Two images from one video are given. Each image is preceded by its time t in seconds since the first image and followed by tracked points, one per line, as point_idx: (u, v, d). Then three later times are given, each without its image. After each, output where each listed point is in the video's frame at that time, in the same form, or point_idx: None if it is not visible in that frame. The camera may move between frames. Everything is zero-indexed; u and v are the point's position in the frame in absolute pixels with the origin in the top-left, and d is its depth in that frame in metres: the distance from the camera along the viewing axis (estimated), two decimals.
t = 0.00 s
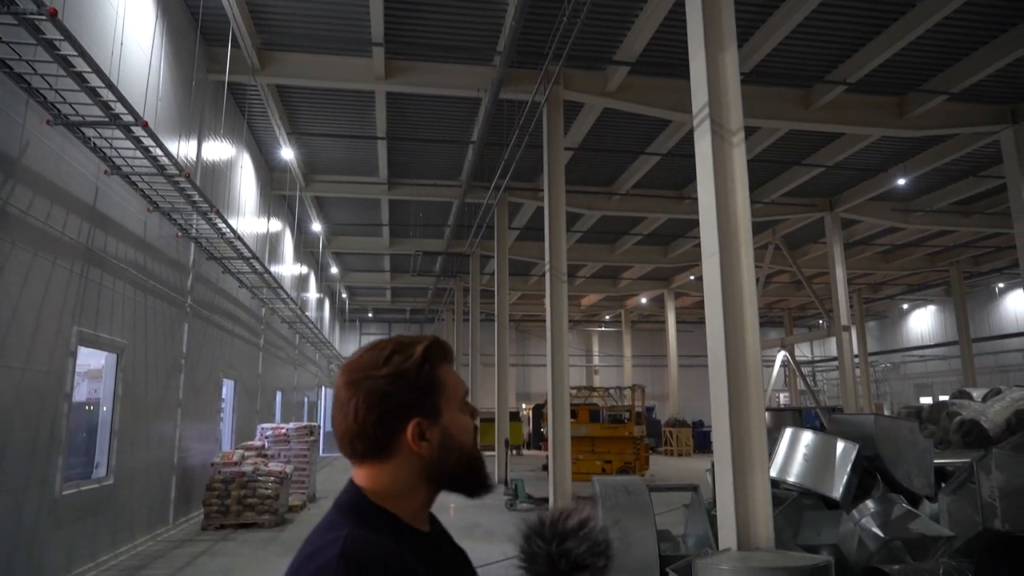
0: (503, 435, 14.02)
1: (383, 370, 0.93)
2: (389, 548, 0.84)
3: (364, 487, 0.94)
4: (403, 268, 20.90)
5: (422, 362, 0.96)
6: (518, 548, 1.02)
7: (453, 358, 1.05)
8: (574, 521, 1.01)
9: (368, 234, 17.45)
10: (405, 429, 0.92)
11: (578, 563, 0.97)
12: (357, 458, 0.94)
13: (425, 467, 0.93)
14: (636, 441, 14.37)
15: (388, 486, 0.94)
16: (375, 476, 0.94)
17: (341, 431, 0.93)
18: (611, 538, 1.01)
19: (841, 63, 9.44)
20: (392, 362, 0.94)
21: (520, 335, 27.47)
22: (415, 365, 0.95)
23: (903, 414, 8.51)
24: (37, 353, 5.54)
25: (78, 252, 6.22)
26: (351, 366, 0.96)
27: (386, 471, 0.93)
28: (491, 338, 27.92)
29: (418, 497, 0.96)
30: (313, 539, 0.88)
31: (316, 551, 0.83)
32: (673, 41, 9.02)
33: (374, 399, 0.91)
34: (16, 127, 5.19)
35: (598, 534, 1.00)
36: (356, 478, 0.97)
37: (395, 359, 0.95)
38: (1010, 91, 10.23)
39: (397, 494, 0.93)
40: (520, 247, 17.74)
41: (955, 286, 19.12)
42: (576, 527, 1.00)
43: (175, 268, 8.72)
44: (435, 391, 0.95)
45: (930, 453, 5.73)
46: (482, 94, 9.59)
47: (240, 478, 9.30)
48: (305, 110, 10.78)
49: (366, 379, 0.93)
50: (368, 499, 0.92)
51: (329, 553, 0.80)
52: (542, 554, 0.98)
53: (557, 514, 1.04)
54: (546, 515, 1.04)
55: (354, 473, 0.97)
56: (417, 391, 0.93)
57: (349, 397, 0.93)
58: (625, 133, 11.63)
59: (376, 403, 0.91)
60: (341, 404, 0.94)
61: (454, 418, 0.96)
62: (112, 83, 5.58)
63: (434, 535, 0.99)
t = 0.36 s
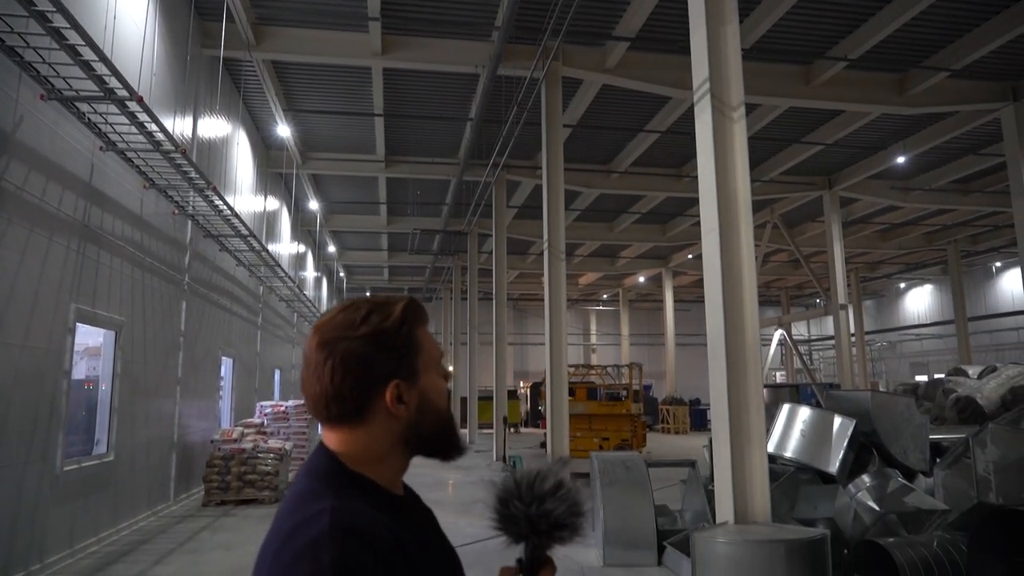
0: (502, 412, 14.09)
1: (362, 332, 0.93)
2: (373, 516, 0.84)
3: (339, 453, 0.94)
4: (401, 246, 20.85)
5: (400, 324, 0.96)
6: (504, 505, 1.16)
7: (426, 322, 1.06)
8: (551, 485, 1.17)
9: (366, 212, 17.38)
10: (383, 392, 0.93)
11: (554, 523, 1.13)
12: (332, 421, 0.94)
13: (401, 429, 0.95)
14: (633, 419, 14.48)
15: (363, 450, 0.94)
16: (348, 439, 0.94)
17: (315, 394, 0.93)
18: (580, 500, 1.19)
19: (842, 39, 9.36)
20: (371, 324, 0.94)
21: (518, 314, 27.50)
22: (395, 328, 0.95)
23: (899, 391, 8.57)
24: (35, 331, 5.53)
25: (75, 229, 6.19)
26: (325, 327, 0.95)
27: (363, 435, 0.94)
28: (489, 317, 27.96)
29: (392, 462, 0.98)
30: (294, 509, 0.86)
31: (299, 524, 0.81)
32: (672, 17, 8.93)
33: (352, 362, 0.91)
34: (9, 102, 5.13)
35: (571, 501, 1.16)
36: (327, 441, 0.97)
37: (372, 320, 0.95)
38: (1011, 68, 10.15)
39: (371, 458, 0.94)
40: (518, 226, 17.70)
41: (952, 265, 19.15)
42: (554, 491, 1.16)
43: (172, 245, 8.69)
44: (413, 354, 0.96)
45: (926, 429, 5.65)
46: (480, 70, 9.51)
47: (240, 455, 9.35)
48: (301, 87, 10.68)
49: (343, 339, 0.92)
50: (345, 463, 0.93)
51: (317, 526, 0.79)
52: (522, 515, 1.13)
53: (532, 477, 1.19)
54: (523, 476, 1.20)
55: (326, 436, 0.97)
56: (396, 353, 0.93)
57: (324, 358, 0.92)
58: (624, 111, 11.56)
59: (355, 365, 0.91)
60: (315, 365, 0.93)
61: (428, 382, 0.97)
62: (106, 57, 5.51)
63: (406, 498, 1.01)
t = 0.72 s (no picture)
0: (502, 391, 14.16)
1: (334, 305, 0.94)
2: (350, 482, 0.84)
3: (319, 424, 0.96)
4: (400, 226, 20.81)
5: (372, 296, 0.97)
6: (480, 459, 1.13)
7: (407, 293, 1.06)
8: (525, 441, 1.11)
9: (365, 191, 17.32)
10: (356, 363, 0.93)
11: (533, 476, 1.08)
12: (311, 393, 0.95)
13: (378, 399, 0.95)
14: (633, 397, 14.56)
15: (343, 420, 0.95)
16: (328, 410, 0.96)
17: (293, 368, 0.94)
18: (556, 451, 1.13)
19: (845, 15, 9.27)
20: (344, 298, 0.95)
21: (517, 294, 27.52)
22: (368, 300, 0.96)
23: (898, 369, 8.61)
24: (36, 309, 5.53)
25: (74, 207, 6.16)
26: (301, 302, 0.97)
27: (341, 404, 0.95)
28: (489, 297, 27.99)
29: (374, 431, 0.98)
30: (271, 478, 0.88)
31: (276, 490, 0.83)
32: None
33: (325, 333, 0.92)
34: (5, 78, 5.07)
35: (548, 453, 1.11)
36: (311, 412, 0.98)
37: (344, 293, 0.96)
38: (1015, 45, 10.07)
39: (352, 428, 0.95)
40: (517, 205, 17.66)
41: (952, 244, 19.14)
42: (528, 446, 1.11)
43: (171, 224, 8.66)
44: (386, 324, 0.96)
45: (924, 406, 5.74)
46: (479, 47, 9.42)
47: (241, 433, 9.39)
48: (299, 65, 10.60)
49: (316, 314, 0.94)
50: (324, 433, 0.94)
51: (289, 491, 0.79)
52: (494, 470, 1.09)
53: (509, 434, 1.13)
54: (497, 434, 1.15)
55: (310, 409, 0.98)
56: (369, 324, 0.94)
57: (299, 332, 0.94)
58: (624, 89, 11.48)
59: (327, 337, 0.92)
60: (292, 339, 0.95)
61: (404, 351, 0.97)
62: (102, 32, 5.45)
63: (391, 464, 1.02)
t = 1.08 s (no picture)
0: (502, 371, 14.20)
1: (326, 288, 1.06)
2: (332, 445, 0.99)
3: (324, 393, 1.10)
4: (400, 206, 20.72)
5: (357, 277, 1.07)
6: (463, 428, 1.05)
7: (403, 270, 1.15)
8: (502, 411, 1.00)
9: (364, 171, 17.23)
10: (344, 337, 1.05)
11: (504, 451, 0.98)
12: (315, 366, 1.10)
13: (368, 370, 1.06)
14: (633, 377, 14.61)
15: (343, 392, 1.08)
16: (330, 381, 1.09)
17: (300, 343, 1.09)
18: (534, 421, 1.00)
19: None
20: (335, 279, 1.07)
21: (517, 274, 27.48)
22: (355, 280, 1.06)
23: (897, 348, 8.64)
24: (37, 289, 5.53)
25: (73, 186, 6.14)
26: (304, 283, 1.10)
27: (339, 376, 1.08)
28: (488, 277, 27.96)
29: (373, 399, 1.10)
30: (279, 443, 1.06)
31: (275, 451, 1.01)
32: None
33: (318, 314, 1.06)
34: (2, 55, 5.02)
35: (527, 420, 0.99)
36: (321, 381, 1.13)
37: (336, 276, 1.08)
38: (1020, 23, 9.98)
39: (349, 399, 1.08)
40: (517, 185, 17.58)
41: (952, 224, 19.11)
42: (502, 416, 1.00)
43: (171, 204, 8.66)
44: (373, 303, 1.06)
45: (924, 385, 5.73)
46: (479, 24, 9.32)
47: (243, 413, 9.43)
48: (297, 43, 10.49)
49: (312, 296, 1.07)
50: (326, 403, 1.08)
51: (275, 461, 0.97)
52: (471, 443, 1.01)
53: (490, 406, 1.03)
54: (477, 410, 1.04)
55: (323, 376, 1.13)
56: (356, 303, 1.05)
57: (301, 311, 1.08)
58: (625, 67, 11.39)
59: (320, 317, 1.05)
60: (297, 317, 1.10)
61: (392, 325, 1.07)
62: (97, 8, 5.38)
63: (395, 428, 1.12)
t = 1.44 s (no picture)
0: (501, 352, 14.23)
1: (316, 267, 1.09)
2: (317, 415, 1.00)
3: (327, 368, 1.13)
4: (398, 187, 20.63)
5: (348, 254, 1.09)
6: (445, 405, 1.00)
7: (398, 248, 1.16)
8: (479, 388, 0.95)
9: (362, 152, 17.13)
10: (333, 313, 1.08)
11: (482, 430, 0.92)
12: (317, 342, 1.13)
13: (363, 346, 1.08)
14: (631, 358, 14.65)
15: (343, 366, 1.11)
16: (332, 355, 1.12)
17: (303, 322, 1.14)
18: (510, 395, 0.93)
19: None
20: (324, 258, 1.09)
21: (516, 256, 27.46)
22: (341, 259, 1.08)
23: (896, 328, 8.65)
24: (35, 270, 5.50)
25: (70, 166, 6.10)
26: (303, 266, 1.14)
27: (338, 352, 1.10)
28: (487, 259, 27.94)
29: (372, 374, 1.11)
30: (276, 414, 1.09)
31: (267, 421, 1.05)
32: None
33: (309, 295, 1.09)
34: None
35: (505, 395, 0.93)
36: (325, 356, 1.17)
37: (327, 255, 1.10)
38: None
39: (349, 373, 1.11)
40: (516, 166, 17.51)
41: (952, 205, 19.07)
42: (480, 389, 0.94)
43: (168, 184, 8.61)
44: (361, 279, 1.08)
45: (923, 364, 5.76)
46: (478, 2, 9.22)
47: (243, 393, 9.45)
48: (295, 22, 10.38)
49: (305, 276, 1.10)
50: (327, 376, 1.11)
51: (266, 429, 0.99)
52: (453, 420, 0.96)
53: (467, 381, 0.97)
54: (457, 385, 0.99)
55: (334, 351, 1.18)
56: (340, 281, 1.07)
57: (298, 290, 1.12)
58: (625, 46, 11.28)
59: (310, 298, 1.09)
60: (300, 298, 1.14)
61: (385, 299, 1.07)
62: None
63: (396, 400, 1.14)
